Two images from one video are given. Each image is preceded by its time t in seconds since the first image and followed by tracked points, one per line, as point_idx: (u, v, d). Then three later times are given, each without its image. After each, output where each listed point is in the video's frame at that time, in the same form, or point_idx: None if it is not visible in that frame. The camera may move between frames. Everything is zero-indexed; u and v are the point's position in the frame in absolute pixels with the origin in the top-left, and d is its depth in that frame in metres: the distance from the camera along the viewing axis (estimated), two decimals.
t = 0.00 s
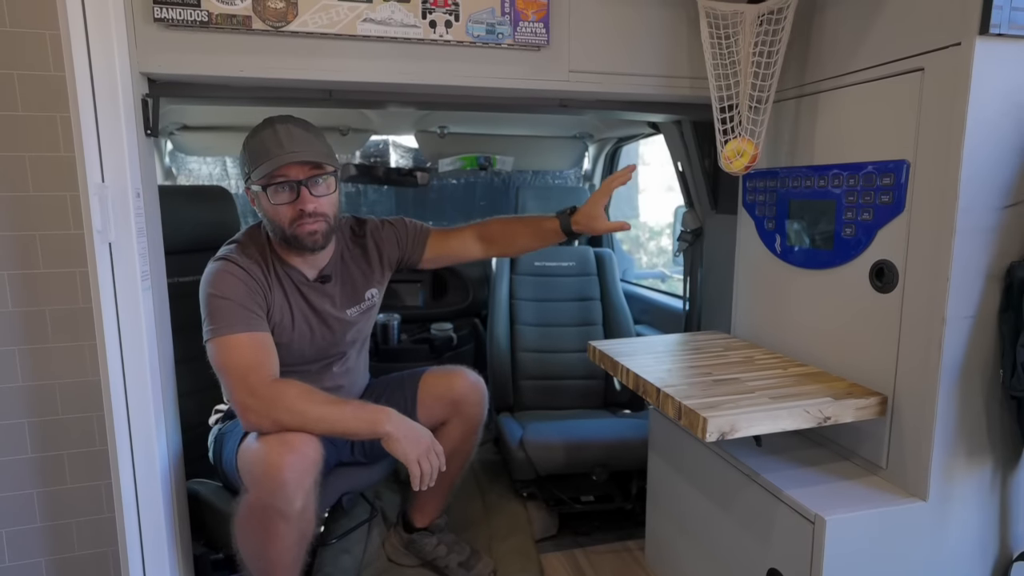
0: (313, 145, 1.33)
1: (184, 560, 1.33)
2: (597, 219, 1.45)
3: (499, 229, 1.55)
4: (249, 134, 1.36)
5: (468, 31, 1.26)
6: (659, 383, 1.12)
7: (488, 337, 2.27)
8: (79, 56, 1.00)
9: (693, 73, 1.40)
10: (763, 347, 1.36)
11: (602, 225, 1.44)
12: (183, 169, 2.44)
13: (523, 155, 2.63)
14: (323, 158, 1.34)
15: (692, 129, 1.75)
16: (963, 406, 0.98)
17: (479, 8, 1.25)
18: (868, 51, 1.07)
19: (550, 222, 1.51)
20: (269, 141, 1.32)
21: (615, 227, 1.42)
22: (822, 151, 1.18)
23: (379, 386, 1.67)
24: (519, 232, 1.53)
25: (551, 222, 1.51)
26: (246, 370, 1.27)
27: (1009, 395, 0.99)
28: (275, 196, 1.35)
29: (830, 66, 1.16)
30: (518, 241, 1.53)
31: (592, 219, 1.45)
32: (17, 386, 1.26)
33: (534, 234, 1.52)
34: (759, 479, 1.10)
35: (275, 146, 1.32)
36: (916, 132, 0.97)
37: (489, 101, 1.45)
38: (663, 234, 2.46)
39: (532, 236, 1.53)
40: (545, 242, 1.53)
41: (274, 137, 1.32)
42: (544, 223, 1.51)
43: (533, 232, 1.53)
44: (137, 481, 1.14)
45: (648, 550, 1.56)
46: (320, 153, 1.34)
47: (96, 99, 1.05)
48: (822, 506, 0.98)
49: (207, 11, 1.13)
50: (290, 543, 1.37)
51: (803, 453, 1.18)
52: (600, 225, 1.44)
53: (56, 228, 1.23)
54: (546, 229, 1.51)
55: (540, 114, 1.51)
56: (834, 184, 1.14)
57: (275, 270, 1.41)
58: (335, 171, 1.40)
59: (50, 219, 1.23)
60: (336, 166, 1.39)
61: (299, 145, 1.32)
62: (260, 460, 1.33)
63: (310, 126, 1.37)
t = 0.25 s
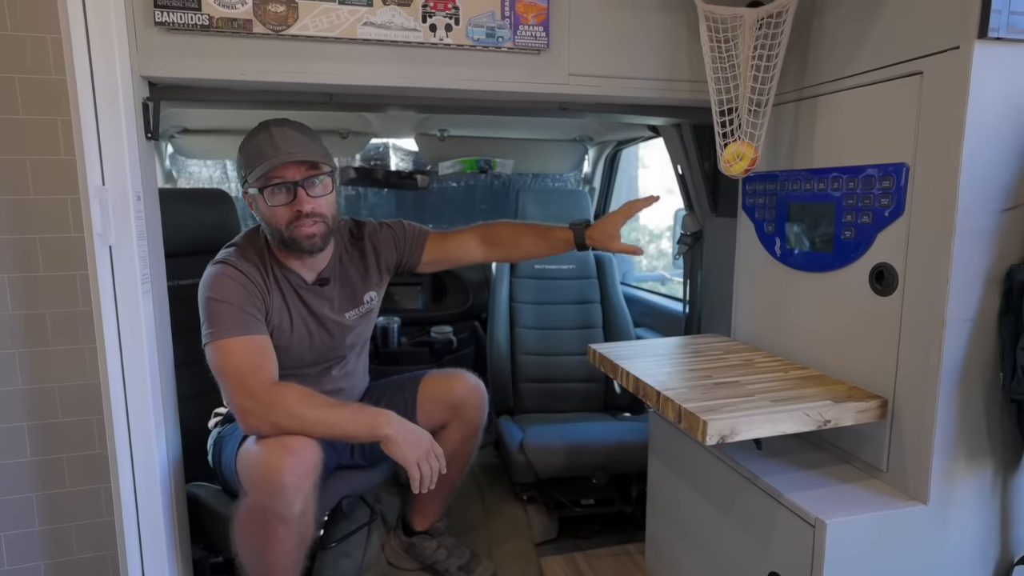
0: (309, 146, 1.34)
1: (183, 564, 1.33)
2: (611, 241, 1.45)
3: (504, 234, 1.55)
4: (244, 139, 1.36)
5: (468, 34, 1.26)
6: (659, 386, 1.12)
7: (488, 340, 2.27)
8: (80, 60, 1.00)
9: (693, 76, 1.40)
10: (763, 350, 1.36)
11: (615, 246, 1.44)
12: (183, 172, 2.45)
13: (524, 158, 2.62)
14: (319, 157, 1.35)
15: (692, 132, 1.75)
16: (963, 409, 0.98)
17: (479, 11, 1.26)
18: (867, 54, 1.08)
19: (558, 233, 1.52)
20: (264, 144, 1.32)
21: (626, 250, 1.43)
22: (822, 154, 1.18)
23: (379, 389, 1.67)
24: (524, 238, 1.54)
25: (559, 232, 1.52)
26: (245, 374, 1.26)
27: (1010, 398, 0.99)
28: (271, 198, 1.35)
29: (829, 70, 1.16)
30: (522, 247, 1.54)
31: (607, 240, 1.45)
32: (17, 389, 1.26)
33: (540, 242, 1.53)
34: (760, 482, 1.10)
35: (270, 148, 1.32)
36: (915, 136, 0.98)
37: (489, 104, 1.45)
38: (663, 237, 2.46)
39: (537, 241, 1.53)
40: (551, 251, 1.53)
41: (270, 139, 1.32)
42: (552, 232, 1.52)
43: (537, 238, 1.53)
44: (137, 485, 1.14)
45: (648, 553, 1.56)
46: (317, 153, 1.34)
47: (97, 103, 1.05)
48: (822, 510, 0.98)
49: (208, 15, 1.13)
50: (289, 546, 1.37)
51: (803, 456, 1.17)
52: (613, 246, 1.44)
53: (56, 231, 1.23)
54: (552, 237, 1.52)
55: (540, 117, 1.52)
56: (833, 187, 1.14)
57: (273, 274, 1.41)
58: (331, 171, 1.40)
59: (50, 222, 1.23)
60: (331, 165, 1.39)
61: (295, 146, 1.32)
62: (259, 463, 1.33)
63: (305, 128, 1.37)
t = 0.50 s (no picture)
0: (304, 149, 1.34)
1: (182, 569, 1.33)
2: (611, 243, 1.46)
3: (504, 238, 1.55)
4: (241, 143, 1.36)
5: (469, 39, 1.26)
6: (659, 390, 1.12)
7: (488, 344, 2.27)
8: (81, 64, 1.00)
9: (693, 80, 1.41)
10: (763, 354, 1.36)
11: (614, 250, 1.45)
12: (184, 175, 2.45)
13: (524, 162, 2.63)
14: (315, 161, 1.35)
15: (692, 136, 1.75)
16: (964, 413, 0.98)
17: (479, 16, 1.26)
18: (865, 59, 1.08)
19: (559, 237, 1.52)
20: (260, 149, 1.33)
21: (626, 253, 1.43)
22: (821, 158, 1.18)
23: (378, 393, 1.67)
24: (523, 242, 1.54)
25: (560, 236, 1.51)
26: (244, 378, 1.26)
27: (1010, 403, 0.99)
28: (269, 203, 1.35)
29: (828, 74, 1.17)
30: (522, 251, 1.54)
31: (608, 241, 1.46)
32: (16, 393, 1.26)
33: (540, 246, 1.53)
34: (760, 487, 1.10)
35: (266, 153, 1.32)
36: (914, 140, 0.98)
37: (489, 108, 1.45)
38: (663, 240, 2.46)
39: (536, 245, 1.53)
40: (552, 254, 1.53)
41: (266, 144, 1.33)
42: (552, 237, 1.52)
43: (537, 241, 1.53)
44: (137, 489, 1.14)
45: (648, 558, 1.55)
46: (313, 156, 1.35)
47: (98, 107, 1.05)
48: (823, 515, 0.98)
49: (209, 20, 1.14)
50: (288, 551, 1.36)
51: (804, 461, 1.17)
52: (613, 250, 1.45)
53: (57, 235, 1.23)
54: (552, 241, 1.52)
55: (540, 121, 1.52)
56: (833, 191, 1.14)
57: (273, 278, 1.41)
58: (328, 175, 1.40)
59: (51, 226, 1.23)
60: (328, 169, 1.39)
61: (291, 150, 1.32)
62: (258, 468, 1.32)
63: (302, 132, 1.37)
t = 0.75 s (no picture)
0: (303, 153, 1.34)
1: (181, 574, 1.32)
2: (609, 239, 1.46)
3: (502, 240, 1.56)
4: (240, 147, 1.36)
5: (469, 44, 1.27)
6: (659, 394, 1.12)
7: (488, 348, 2.27)
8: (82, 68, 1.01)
9: (692, 85, 1.41)
10: (763, 358, 1.36)
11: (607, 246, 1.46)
12: (185, 179, 2.45)
13: (524, 166, 2.63)
14: (314, 165, 1.35)
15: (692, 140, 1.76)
16: (964, 417, 0.98)
17: (479, 21, 1.26)
18: (864, 64, 1.08)
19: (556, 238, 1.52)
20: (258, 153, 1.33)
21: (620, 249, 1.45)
22: (820, 163, 1.18)
23: (378, 397, 1.67)
24: (522, 244, 1.54)
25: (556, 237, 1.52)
26: (243, 382, 1.26)
27: (1011, 407, 0.99)
28: (268, 207, 1.35)
29: (827, 79, 1.17)
30: (520, 252, 1.54)
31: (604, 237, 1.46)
32: (16, 398, 1.26)
33: (539, 247, 1.53)
34: (761, 491, 1.10)
35: (264, 158, 1.32)
36: (913, 145, 0.98)
37: (489, 113, 1.45)
38: (663, 244, 2.46)
39: (535, 247, 1.53)
40: (550, 254, 1.53)
41: (264, 148, 1.33)
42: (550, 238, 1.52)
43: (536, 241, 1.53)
44: (135, 492, 1.14)
45: (648, 563, 1.55)
46: (310, 161, 1.35)
47: (99, 112, 1.05)
48: (824, 519, 0.98)
49: (210, 25, 1.14)
50: (288, 555, 1.36)
51: (805, 465, 1.17)
52: (608, 246, 1.46)
53: (58, 239, 1.23)
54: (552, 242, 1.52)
55: (540, 125, 1.52)
56: (832, 195, 1.14)
57: (273, 282, 1.41)
58: (327, 178, 1.40)
59: (52, 230, 1.23)
60: (326, 172, 1.39)
61: (289, 154, 1.33)
62: (258, 472, 1.32)
63: (300, 136, 1.38)
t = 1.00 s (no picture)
0: (303, 158, 1.34)
1: None
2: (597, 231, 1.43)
3: (499, 240, 1.55)
4: (240, 152, 1.37)
5: (469, 48, 1.27)
6: (659, 399, 1.11)
7: (488, 352, 2.26)
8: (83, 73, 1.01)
9: (692, 89, 1.41)
10: (763, 362, 1.36)
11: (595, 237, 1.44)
12: (185, 183, 2.46)
13: (524, 170, 2.63)
14: (314, 170, 1.35)
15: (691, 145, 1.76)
16: (965, 422, 0.98)
17: (479, 26, 1.27)
18: (864, 69, 1.08)
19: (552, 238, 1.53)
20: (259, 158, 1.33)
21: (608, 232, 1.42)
22: (820, 167, 1.18)
23: (378, 401, 1.67)
24: (519, 244, 1.54)
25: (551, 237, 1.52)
26: (243, 386, 1.26)
27: (1011, 411, 0.99)
28: (268, 212, 1.35)
29: (826, 84, 1.17)
30: (518, 252, 1.53)
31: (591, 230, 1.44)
32: (16, 402, 1.26)
33: (535, 246, 1.53)
34: (762, 496, 1.10)
35: (265, 162, 1.32)
36: (913, 149, 0.98)
37: (489, 117, 1.46)
38: (663, 248, 2.46)
39: (533, 247, 1.53)
40: (545, 253, 1.53)
41: (265, 153, 1.33)
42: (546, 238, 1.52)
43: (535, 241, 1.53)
44: (135, 496, 1.14)
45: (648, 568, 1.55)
46: (312, 166, 1.34)
47: (100, 116, 1.05)
48: (825, 524, 0.98)
49: (211, 30, 1.14)
50: (288, 560, 1.36)
51: (805, 470, 1.17)
52: (593, 235, 1.43)
53: (58, 243, 1.23)
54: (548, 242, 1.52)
55: (540, 130, 1.53)
56: (832, 200, 1.14)
57: (273, 286, 1.41)
58: (328, 183, 1.40)
59: (52, 234, 1.23)
60: (327, 177, 1.39)
61: (290, 159, 1.33)
62: (258, 476, 1.32)
63: (300, 140, 1.38)
